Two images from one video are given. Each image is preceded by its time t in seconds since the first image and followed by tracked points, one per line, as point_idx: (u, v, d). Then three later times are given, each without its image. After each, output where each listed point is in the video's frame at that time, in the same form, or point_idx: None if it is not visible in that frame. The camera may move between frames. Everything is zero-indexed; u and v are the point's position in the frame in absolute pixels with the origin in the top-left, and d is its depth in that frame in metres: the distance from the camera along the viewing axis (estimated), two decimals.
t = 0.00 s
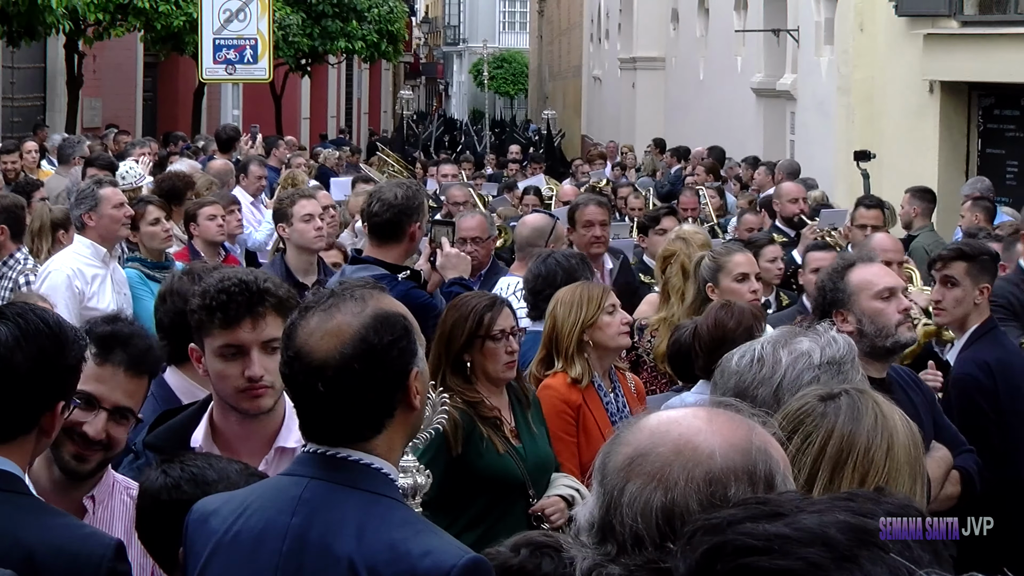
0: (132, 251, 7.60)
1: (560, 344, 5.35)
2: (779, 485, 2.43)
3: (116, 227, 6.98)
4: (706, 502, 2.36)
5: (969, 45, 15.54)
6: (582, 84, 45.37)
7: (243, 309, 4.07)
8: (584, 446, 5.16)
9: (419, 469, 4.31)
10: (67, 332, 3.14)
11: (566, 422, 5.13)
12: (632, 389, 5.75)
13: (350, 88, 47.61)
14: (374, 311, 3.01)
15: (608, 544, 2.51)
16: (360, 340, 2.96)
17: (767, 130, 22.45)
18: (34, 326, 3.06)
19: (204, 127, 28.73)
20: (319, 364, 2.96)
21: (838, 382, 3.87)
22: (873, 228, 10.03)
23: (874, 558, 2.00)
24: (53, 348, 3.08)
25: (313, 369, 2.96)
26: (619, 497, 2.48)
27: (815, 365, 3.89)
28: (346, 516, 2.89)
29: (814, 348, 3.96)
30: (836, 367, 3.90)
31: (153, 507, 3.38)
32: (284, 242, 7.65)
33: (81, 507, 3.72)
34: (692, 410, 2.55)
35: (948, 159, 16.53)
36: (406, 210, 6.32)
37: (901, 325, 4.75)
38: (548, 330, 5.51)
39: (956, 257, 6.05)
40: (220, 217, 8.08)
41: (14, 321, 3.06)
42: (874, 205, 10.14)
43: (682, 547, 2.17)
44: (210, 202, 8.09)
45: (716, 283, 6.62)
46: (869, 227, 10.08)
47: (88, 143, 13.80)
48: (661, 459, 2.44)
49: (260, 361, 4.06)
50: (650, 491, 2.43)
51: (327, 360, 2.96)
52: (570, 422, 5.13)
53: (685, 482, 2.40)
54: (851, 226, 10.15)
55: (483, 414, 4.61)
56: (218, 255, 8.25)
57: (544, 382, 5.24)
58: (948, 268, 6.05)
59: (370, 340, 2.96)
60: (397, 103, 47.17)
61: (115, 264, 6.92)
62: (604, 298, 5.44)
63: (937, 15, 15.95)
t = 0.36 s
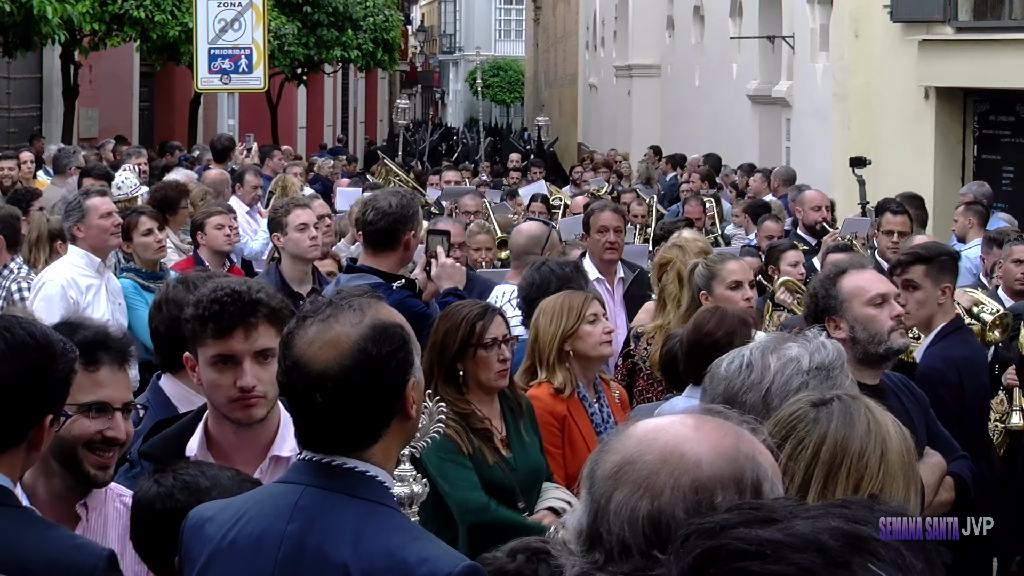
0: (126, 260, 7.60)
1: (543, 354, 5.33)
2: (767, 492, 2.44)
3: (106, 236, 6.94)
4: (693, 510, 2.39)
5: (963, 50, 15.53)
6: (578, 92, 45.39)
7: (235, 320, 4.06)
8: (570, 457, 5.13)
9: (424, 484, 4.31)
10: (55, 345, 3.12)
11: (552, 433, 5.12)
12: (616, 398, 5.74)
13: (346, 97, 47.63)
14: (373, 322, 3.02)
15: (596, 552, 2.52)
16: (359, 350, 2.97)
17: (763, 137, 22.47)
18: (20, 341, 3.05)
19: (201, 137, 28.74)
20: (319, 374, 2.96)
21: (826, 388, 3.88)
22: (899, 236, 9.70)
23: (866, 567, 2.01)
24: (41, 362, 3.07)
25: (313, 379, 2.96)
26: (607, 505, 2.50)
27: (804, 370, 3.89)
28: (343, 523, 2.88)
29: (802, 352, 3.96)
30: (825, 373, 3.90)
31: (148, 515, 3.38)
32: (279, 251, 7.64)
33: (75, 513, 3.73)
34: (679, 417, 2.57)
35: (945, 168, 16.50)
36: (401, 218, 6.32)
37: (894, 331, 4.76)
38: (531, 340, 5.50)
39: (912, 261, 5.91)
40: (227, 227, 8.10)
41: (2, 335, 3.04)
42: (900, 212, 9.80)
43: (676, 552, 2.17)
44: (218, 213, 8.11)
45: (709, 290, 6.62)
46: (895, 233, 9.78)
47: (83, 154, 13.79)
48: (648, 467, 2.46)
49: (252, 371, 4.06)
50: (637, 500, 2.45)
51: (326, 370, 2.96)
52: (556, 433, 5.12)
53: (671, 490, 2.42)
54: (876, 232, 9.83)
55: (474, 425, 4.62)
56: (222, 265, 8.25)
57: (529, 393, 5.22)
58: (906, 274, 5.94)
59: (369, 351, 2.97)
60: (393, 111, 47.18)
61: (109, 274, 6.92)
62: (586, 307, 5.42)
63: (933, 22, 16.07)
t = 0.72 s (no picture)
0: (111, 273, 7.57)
1: (526, 367, 5.34)
2: (749, 501, 2.48)
3: (89, 249, 6.94)
4: (674, 521, 2.41)
5: (950, 60, 15.60)
6: (564, 103, 45.44)
7: (219, 331, 4.04)
8: (554, 469, 5.10)
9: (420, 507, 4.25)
10: (40, 357, 3.11)
11: (535, 445, 5.08)
12: (597, 409, 5.74)
13: (332, 108, 47.65)
14: (366, 333, 3.03)
15: (578, 563, 2.54)
16: (353, 363, 2.97)
17: (749, 146, 22.51)
18: (5, 352, 3.03)
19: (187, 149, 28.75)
20: (312, 385, 2.96)
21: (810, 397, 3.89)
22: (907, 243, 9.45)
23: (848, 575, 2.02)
24: (27, 375, 3.06)
25: (307, 390, 2.97)
26: (587, 517, 2.52)
27: (789, 379, 3.90)
28: (335, 536, 2.87)
29: (788, 360, 3.98)
30: (811, 381, 3.92)
31: (131, 524, 3.37)
32: (264, 263, 7.64)
33: (57, 519, 3.72)
34: (660, 428, 2.60)
35: (931, 178, 16.58)
36: (387, 229, 6.32)
37: (879, 341, 4.77)
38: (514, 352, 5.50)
39: (877, 265, 5.95)
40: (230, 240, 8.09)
41: None
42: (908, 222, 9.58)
43: (659, 560, 2.18)
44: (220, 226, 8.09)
45: (696, 301, 6.62)
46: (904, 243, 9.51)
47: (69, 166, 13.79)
48: (629, 479, 2.49)
49: (236, 384, 4.05)
50: (618, 510, 2.47)
51: (322, 381, 2.96)
52: (539, 446, 5.08)
53: (652, 502, 2.45)
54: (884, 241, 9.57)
55: (460, 436, 4.65)
56: (224, 279, 8.24)
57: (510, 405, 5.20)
58: (875, 276, 5.95)
59: (363, 363, 2.98)
60: (379, 123, 47.19)
61: (94, 286, 6.89)
62: (571, 319, 5.42)
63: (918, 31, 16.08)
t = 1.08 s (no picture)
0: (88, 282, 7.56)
1: (500, 374, 5.36)
2: (722, 508, 2.51)
3: (67, 258, 6.94)
4: (646, 528, 2.44)
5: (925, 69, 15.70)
6: (542, 111, 45.53)
7: (198, 340, 4.05)
8: (530, 476, 5.13)
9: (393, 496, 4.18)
10: (23, 368, 3.12)
11: (510, 452, 5.12)
12: (575, 416, 5.75)
13: (310, 117, 47.61)
14: (356, 337, 3.06)
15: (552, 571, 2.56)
16: (341, 362, 3.00)
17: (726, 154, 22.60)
18: None
19: (165, 158, 28.71)
20: (300, 380, 2.98)
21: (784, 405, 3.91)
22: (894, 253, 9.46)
23: None
24: (12, 385, 3.06)
25: (295, 386, 2.98)
26: (562, 525, 2.54)
27: (763, 387, 3.92)
28: (313, 545, 2.89)
29: (763, 367, 4.01)
30: (785, 389, 3.94)
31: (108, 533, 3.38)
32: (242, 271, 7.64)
33: (23, 530, 3.67)
34: (634, 436, 2.63)
35: (906, 185, 16.68)
36: (363, 237, 6.34)
37: (853, 347, 4.81)
38: (490, 359, 5.51)
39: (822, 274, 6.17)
40: (209, 248, 8.09)
41: None
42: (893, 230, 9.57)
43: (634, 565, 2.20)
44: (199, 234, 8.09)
45: (671, 308, 6.66)
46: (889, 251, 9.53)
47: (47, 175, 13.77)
48: (602, 487, 2.52)
49: (214, 394, 4.06)
50: (592, 518, 2.50)
51: (311, 378, 2.97)
52: (514, 452, 5.12)
53: (625, 509, 2.47)
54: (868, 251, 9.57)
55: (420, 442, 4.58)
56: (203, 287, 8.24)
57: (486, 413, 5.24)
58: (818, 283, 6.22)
59: (351, 363, 3.00)
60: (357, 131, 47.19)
61: (71, 296, 6.88)
62: (546, 328, 5.46)
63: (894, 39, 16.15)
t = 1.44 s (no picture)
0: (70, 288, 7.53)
1: (489, 379, 5.35)
2: (708, 510, 2.51)
3: (50, 264, 6.91)
4: (633, 533, 2.43)
5: (907, 73, 15.76)
6: (525, 117, 45.58)
7: (187, 345, 4.04)
8: (519, 477, 5.14)
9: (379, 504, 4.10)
10: (14, 375, 3.10)
11: (499, 455, 5.13)
12: (564, 420, 5.73)
13: (292, 122, 47.55)
14: (375, 345, 3.15)
15: None
16: (364, 359, 3.08)
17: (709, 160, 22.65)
18: None
19: (148, 163, 28.63)
20: (319, 362, 3.06)
21: (771, 409, 3.87)
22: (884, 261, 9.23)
23: None
24: (2, 390, 3.05)
25: (313, 371, 3.06)
26: (550, 528, 2.54)
27: (750, 392, 3.89)
28: (309, 548, 2.88)
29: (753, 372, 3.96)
30: (771, 393, 3.89)
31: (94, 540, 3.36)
32: (226, 276, 7.62)
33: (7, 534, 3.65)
34: (622, 440, 2.63)
35: (889, 189, 16.74)
36: (345, 241, 6.33)
37: (838, 351, 4.81)
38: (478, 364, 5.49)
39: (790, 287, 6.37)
40: (179, 250, 8.07)
41: None
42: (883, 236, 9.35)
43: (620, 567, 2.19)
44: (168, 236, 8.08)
45: (652, 314, 6.64)
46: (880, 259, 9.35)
47: (30, 180, 13.72)
48: (590, 490, 2.52)
49: (203, 399, 4.05)
50: (578, 522, 2.50)
51: (332, 366, 3.05)
52: (502, 455, 5.13)
53: (611, 513, 2.47)
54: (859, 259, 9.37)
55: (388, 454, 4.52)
56: (176, 291, 8.21)
57: (475, 416, 5.25)
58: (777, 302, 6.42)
59: (374, 358, 3.09)
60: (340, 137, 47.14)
61: (54, 301, 6.83)
62: (535, 332, 5.43)
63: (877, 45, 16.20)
